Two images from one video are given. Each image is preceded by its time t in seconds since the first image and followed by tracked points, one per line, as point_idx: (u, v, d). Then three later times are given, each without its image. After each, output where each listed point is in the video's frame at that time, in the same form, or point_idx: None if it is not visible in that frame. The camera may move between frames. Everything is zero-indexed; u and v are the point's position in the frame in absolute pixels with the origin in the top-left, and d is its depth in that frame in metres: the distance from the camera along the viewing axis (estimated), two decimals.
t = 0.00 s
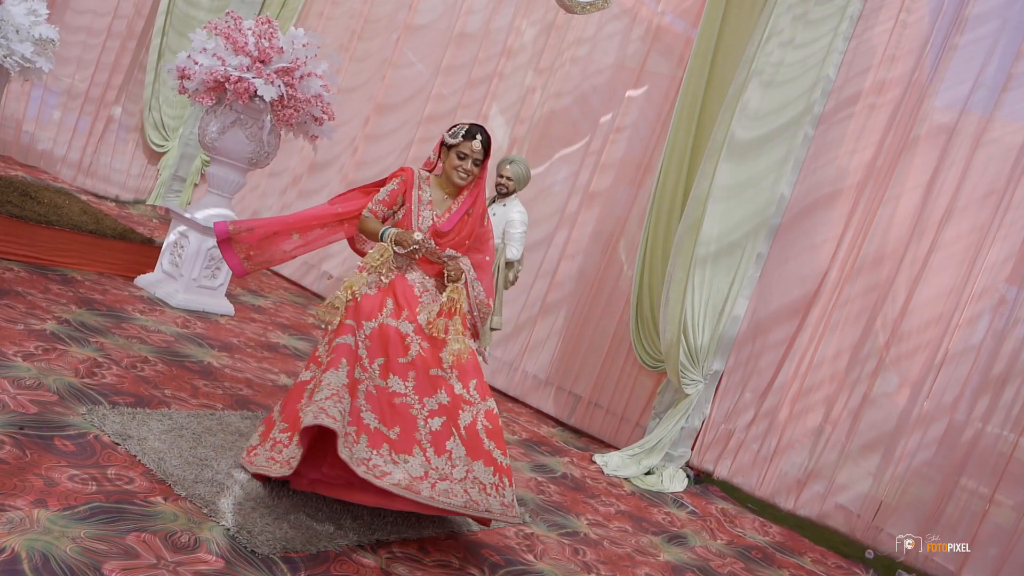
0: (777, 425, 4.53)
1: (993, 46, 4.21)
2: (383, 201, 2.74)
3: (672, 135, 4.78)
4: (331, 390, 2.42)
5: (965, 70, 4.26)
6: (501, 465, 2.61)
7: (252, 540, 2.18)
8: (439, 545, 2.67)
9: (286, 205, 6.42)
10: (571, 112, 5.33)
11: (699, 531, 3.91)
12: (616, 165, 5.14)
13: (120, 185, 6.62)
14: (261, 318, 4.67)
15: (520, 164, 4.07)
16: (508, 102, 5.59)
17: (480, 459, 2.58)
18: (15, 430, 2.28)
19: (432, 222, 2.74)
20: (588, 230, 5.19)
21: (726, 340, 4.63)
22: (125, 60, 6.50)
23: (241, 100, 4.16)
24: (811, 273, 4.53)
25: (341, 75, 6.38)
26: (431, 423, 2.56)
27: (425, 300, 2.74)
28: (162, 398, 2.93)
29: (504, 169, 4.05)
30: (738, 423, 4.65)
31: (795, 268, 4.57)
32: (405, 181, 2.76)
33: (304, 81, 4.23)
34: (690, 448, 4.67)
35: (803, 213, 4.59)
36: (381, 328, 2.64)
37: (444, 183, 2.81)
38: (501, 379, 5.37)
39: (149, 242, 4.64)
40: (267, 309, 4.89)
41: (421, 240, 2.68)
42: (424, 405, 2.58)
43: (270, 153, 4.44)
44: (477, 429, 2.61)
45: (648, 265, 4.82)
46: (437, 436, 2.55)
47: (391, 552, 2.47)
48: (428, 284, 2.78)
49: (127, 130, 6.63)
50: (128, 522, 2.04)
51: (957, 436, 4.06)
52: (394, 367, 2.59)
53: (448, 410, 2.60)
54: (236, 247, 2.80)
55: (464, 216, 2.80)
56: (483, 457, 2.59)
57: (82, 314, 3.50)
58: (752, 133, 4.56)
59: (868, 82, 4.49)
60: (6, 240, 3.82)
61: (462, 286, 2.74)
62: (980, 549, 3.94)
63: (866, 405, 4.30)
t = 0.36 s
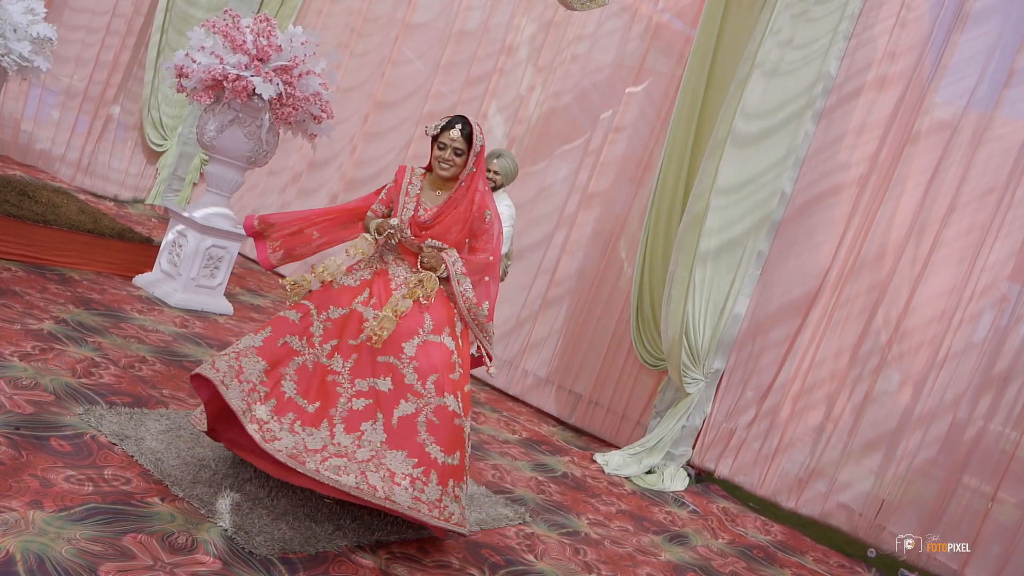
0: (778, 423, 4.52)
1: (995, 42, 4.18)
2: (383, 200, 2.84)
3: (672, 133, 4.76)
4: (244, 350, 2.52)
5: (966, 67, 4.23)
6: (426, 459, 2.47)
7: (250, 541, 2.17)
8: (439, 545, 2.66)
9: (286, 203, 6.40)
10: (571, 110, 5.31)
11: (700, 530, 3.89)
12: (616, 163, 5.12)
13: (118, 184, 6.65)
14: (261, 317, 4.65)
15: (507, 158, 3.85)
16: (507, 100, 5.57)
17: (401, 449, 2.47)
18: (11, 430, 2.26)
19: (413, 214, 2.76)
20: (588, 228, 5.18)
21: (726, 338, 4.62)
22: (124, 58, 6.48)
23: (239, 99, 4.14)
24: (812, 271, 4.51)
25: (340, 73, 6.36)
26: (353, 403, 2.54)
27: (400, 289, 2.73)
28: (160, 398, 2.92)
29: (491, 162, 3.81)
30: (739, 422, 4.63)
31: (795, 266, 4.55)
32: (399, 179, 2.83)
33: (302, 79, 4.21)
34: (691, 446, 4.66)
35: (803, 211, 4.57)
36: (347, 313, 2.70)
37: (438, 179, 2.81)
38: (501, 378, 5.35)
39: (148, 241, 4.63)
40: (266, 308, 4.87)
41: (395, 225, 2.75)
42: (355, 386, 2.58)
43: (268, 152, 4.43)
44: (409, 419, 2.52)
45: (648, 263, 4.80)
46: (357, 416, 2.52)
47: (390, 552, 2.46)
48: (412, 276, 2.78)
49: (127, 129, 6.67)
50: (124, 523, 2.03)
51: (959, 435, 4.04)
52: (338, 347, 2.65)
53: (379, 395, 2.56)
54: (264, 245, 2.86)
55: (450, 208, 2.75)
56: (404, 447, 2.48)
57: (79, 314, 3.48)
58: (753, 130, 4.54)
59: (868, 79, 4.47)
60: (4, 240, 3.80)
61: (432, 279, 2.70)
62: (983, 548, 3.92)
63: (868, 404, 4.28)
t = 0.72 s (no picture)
0: (781, 419, 4.50)
1: (994, 34, 4.15)
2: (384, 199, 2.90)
3: (672, 129, 4.74)
4: (193, 318, 2.65)
5: (966, 60, 4.21)
6: (332, 434, 2.34)
7: (249, 544, 2.15)
8: (440, 546, 2.64)
9: (284, 204, 6.38)
10: (569, 106, 5.29)
11: (704, 528, 3.87)
12: (615, 160, 5.10)
13: (117, 186, 6.60)
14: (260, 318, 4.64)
15: (491, 155, 3.44)
16: (505, 97, 5.55)
17: (310, 421, 2.36)
18: (8, 435, 2.24)
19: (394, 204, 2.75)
20: (588, 226, 5.15)
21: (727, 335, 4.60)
22: (121, 60, 6.47)
23: (235, 100, 4.12)
24: (813, 267, 4.49)
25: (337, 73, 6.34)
26: (279, 377, 2.48)
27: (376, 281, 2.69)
28: (159, 401, 2.90)
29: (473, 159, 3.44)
30: (741, 419, 4.61)
31: (796, 262, 4.53)
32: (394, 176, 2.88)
33: (299, 79, 4.18)
34: (693, 444, 4.64)
35: (802, 206, 4.55)
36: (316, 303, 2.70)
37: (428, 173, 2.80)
38: (502, 377, 5.33)
39: (145, 243, 4.61)
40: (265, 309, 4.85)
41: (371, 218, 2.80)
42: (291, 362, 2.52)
43: (266, 152, 4.41)
44: (332, 395, 2.41)
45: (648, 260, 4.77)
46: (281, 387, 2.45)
47: (391, 554, 2.44)
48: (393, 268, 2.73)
49: (125, 132, 6.62)
50: (123, 527, 2.01)
51: (963, 430, 4.02)
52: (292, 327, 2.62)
53: (309, 370, 2.48)
54: (318, 256, 2.91)
55: (429, 199, 2.73)
56: (315, 418, 2.36)
57: (77, 317, 3.47)
58: (752, 125, 4.51)
59: (867, 73, 4.45)
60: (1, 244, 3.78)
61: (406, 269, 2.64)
62: (988, 543, 3.90)
63: (871, 399, 4.26)
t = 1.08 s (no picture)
0: (784, 415, 4.47)
1: (993, 25, 4.12)
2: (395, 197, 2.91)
3: (671, 125, 4.73)
4: (183, 309, 2.72)
5: (965, 51, 4.18)
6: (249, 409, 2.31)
7: (250, 549, 2.14)
8: (442, 547, 2.63)
9: (282, 205, 6.36)
10: (566, 103, 5.27)
11: (707, 525, 3.85)
12: (613, 157, 5.08)
13: (114, 189, 6.60)
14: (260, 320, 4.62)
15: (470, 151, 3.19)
16: (502, 95, 5.53)
17: (231, 393, 2.35)
18: (5, 442, 2.22)
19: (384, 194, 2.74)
20: (587, 223, 5.13)
21: (729, 331, 4.58)
22: (117, 63, 6.45)
23: (231, 101, 4.10)
24: (814, 262, 4.46)
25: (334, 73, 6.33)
26: (228, 358, 2.48)
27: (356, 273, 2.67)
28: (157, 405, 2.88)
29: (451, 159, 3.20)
30: (744, 415, 4.59)
31: (796, 258, 4.51)
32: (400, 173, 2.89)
33: (295, 79, 4.17)
34: (696, 441, 4.62)
35: (802, 201, 4.53)
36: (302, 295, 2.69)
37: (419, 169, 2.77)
38: (503, 376, 5.31)
39: (143, 246, 4.59)
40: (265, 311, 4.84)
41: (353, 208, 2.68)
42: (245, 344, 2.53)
43: (262, 154, 4.39)
44: (259, 372, 2.39)
45: (648, 255, 4.77)
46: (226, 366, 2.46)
47: (393, 556, 2.43)
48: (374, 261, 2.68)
49: (122, 135, 6.61)
50: (121, 533, 1.99)
51: (967, 423, 3.99)
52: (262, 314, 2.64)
53: (257, 351, 2.48)
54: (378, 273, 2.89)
55: (410, 190, 2.70)
56: (237, 391, 2.35)
57: (74, 322, 3.45)
58: (752, 120, 4.49)
59: (866, 66, 4.43)
60: None
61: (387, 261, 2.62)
62: (993, 537, 3.88)
63: (873, 394, 4.24)
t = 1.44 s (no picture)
0: (788, 411, 4.46)
1: (993, 16, 4.10)
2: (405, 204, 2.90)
3: (670, 121, 4.71)
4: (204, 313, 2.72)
5: (964, 43, 4.15)
6: (198, 390, 2.38)
7: (251, 553, 2.13)
8: (445, 549, 2.62)
9: (280, 208, 6.35)
10: (564, 101, 5.25)
11: (713, 523, 3.84)
12: (612, 154, 5.06)
13: (112, 194, 6.60)
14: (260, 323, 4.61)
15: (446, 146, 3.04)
16: (499, 94, 5.51)
17: (191, 373, 2.43)
18: (4, 449, 2.21)
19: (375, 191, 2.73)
20: (587, 221, 5.12)
21: (731, 327, 4.55)
22: (114, 67, 6.44)
23: (228, 103, 4.09)
24: (817, 256, 4.44)
25: (330, 74, 6.31)
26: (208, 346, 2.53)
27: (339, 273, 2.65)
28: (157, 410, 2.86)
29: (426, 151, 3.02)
30: (747, 411, 4.57)
31: (798, 254, 4.49)
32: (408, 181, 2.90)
33: (291, 81, 4.16)
34: (699, 438, 4.60)
35: (802, 196, 4.51)
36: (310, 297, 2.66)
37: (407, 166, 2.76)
38: (505, 376, 5.30)
39: (142, 250, 4.57)
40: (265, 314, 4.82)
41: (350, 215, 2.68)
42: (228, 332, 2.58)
43: (260, 156, 4.37)
44: (220, 354, 2.46)
45: (649, 252, 4.75)
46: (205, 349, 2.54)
47: (395, 559, 2.43)
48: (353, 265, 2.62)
49: (119, 139, 6.62)
50: (121, 540, 1.97)
51: (972, 417, 3.98)
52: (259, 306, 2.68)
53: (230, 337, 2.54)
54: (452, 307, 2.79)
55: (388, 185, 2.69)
56: (196, 372, 2.43)
57: (73, 328, 3.43)
58: (752, 114, 4.46)
59: (865, 60, 4.40)
60: None
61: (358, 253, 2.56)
62: (1001, 531, 3.86)
63: (878, 388, 4.22)
